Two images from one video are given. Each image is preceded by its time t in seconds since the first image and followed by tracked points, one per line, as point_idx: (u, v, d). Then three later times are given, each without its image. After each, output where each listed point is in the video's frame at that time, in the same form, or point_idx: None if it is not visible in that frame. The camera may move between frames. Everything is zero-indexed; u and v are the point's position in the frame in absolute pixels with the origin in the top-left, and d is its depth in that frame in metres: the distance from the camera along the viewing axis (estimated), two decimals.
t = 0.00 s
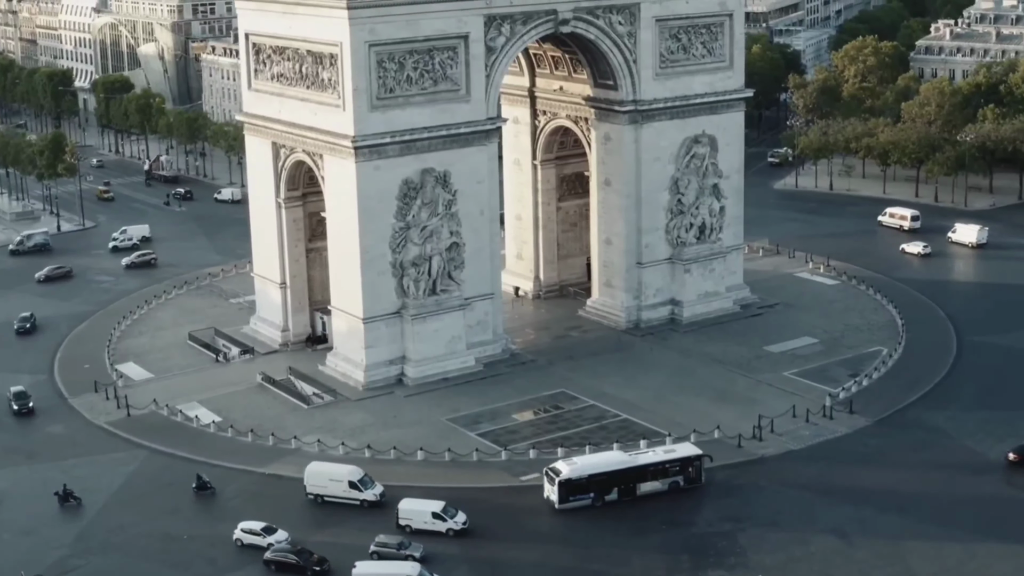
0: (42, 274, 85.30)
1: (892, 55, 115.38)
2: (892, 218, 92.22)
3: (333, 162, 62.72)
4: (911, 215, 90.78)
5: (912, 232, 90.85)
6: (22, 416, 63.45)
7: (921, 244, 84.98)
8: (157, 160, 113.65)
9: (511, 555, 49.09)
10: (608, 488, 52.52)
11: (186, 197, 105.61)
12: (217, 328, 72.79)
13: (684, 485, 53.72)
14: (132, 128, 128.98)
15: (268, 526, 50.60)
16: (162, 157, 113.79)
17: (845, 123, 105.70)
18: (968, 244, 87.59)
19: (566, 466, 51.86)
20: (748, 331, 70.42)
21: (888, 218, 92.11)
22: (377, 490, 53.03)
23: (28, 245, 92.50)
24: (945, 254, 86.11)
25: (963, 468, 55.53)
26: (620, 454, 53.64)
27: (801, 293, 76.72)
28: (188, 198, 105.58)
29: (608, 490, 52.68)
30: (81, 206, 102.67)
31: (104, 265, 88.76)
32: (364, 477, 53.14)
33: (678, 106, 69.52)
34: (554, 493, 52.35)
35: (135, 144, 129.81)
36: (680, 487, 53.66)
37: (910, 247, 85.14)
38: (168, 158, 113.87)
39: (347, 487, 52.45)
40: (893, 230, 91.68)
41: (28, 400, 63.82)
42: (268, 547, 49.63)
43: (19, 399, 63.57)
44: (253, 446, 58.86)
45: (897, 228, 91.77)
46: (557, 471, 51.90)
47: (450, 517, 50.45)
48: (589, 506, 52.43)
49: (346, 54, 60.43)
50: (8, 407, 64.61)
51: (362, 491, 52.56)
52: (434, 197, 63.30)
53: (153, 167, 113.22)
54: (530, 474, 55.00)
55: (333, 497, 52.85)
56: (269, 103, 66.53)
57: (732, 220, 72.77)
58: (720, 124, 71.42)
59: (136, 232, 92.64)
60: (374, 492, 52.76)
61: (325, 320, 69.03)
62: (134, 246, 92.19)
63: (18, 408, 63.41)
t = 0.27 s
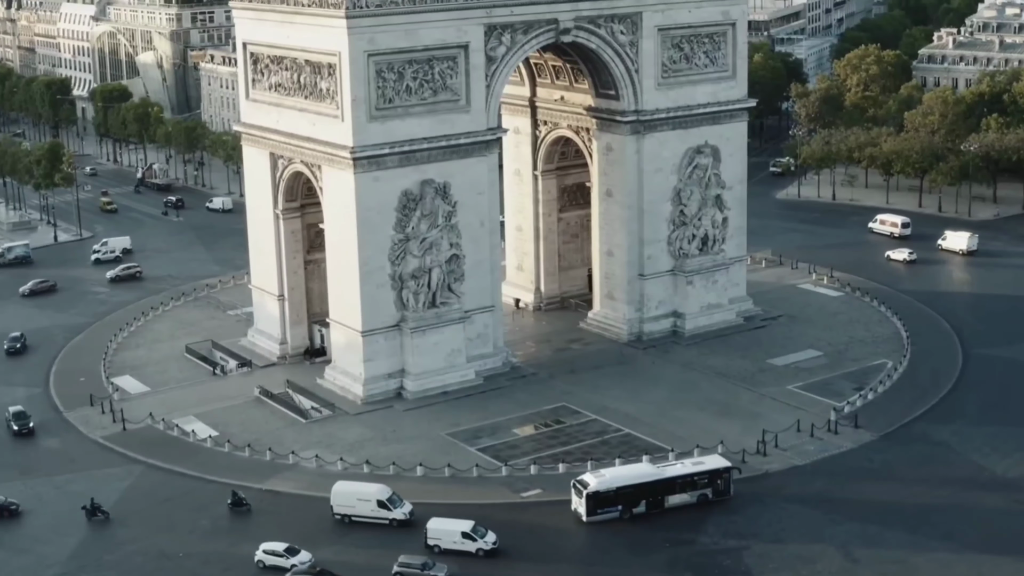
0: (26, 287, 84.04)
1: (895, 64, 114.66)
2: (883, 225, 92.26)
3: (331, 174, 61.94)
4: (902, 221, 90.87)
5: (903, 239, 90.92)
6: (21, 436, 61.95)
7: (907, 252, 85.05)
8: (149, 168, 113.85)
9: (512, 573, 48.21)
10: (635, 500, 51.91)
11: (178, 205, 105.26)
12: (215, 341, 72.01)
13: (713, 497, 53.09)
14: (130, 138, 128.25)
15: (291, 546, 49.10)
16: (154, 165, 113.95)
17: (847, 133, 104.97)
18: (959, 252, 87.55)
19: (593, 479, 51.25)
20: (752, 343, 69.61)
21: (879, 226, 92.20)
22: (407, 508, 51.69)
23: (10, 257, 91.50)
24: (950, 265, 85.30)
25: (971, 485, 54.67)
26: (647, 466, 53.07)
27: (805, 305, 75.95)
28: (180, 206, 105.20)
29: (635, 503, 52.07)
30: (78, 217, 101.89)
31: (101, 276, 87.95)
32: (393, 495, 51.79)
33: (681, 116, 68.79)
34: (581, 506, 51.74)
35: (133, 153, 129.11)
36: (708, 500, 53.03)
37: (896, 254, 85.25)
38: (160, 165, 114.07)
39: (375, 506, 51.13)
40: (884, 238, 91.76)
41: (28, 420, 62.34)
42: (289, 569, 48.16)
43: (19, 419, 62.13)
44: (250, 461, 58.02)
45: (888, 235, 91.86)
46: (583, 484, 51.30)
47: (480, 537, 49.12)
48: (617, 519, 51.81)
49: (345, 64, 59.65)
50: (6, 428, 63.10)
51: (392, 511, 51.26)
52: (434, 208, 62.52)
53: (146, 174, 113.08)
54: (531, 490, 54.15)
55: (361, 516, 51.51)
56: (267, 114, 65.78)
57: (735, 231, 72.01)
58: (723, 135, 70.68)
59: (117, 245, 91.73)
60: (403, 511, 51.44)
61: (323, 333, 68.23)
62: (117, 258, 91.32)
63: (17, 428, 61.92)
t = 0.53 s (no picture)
0: (12, 299, 82.94)
1: (897, 71, 114.09)
2: (875, 230, 92.38)
3: (329, 182, 61.32)
4: (894, 227, 90.96)
5: (895, 244, 91.14)
6: (22, 453, 60.78)
7: (894, 257, 85.23)
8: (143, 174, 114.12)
9: None
10: (658, 509, 51.52)
11: (171, 211, 105.09)
12: (213, 350, 71.43)
13: (735, 507, 52.73)
14: (128, 145, 127.71)
15: (308, 563, 47.73)
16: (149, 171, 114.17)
17: (849, 140, 104.40)
18: (950, 257, 87.63)
19: (616, 488, 50.82)
20: (754, 354, 69.00)
21: (871, 231, 92.44)
22: (430, 523, 50.95)
23: None
24: (953, 273, 84.67)
25: (976, 497, 53.99)
26: (670, 475, 52.66)
27: (807, 314, 75.37)
28: (173, 211, 105.02)
29: (658, 512, 51.65)
30: (76, 224, 101.29)
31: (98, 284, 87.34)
32: (416, 510, 51.01)
33: (682, 124, 68.22)
34: (603, 514, 51.31)
35: (132, 160, 128.58)
36: (730, 509, 52.67)
37: (883, 259, 85.44)
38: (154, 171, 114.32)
39: (400, 521, 50.22)
40: (876, 243, 91.98)
41: (28, 436, 61.18)
42: None
43: (20, 434, 60.97)
44: (247, 473, 57.35)
45: (881, 241, 91.98)
46: (606, 493, 50.87)
47: (504, 552, 48.21)
48: (639, 528, 51.40)
49: (344, 71, 59.01)
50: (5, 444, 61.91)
51: (416, 525, 50.48)
52: (433, 217, 61.91)
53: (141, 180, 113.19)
54: (531, 503, 53.50)
55: (384, 531, 50.54)
56: (265, 121, 65.19)
57: (737, 239, 71.43)
58: (725, 143, 70.10)
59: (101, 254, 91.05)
60: (426, 526, 50.71)
61: (322, 342, 67.63)
62: (102, 267, 90.67)
63: (18, 444, 60.75)
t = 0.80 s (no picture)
0: None
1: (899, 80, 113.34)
2: (867, 237, 92.70)
3: (327, 194, 60.56)
4: (884, 234, 91.22)
5: (886, 251, 91.30)
6: (22, 474, 59.22)
7: (879, 264, 85.39)
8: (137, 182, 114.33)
9: None
10: (686, 522, 50.90)
11: (161, 217, 105.64)
12: (210, 363, 70.64)
13: (764, 519, 52.06)
14: (126, 154, 127.06)
15: None
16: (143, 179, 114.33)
17: (851, 150, 103.69)
18: (939, 265, 87.62)
19: (645, 500, 50.18)
20: (757, 367, 68.21)
21: (862, 238, 92.67)
22: (463, 542, 49.86)
23: None
24: (957, 284, 83.89)
25: (984, 513, 53.13)
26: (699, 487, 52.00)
27: (811, 326, 74.61)
28: (163, 218, 105.50)
29: (686, 524, 51.04)
30: (73, 235, 100.57)
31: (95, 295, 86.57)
32: (448, 530, 49.98)
33: (684, 134, 67.48)
34: (631, 527, 50.69)
35: (130, 169, 127.89)
36: (759, 522, 52.01)
37: (867, 266, 85.69)
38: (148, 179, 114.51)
39: (430, 540, 49.26)
40: (868, 250, 92.18)
41: (28, 456, 59.59)
42: None
43: (20, 455, 59.45)
44: (243, 488, 56.51)
45: (872, 248, 92.30)
46: (635, 505, 50.24)
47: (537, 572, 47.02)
48: (667, 540, 50.79)
49: (342, 81, 58.25)
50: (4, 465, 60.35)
51: (447, 544, 49.46)
52: (433, 229, 61.14)
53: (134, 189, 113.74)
54: (532, 520, 52.62)
55: (416, 552, 49.52)
56: (263, 132, 64.44)
57: (740, 250, 70.65)
58: (727, 153, 69.35)
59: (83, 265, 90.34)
60: (459, 545, 49.65)
61: (320, 355, 66.83)
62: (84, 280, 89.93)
63: (18, 465, 59.17)
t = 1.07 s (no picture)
0: None
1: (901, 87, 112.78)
2: (859, 243, 92.84)
3: (325, 202, 59.96)
4: (875, 240, 91.41)
5: (878, 257, 91.54)
6: (24, 491, 57.85)
7: (865, 270, 85.54)
8: (131, 189, 114.52)
9: None
10: (710, 531, 50.54)
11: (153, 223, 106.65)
12: (207, 373, 70.01)
13: (787, 528, 51.66)
14: (125, 162, 126.52)
15: None
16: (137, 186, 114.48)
17: (853, 157, 103.15)
18: (929, 270, 87.86)
19: (667, 510, 49.84)
20: (759, 377, 67.59)
21: (854, 244, 92.92)
22: (489, 557, 48.97)
23: None
24: (960, 293, 83.28)
25: (990, 526, 52.46)
26: (722, 496, 51.67)
27: (813, 336, 74.02)
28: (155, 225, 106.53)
29: (710, 534, 50.68)
30: (70, 243, 99.98)
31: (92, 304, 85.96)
32: (473, 544, 49.08)
33: (686, 142, 66.91)
34: (655, 537, 50.33)
35: (128, 176, 127.31)
36: (782, 531, 51.61)
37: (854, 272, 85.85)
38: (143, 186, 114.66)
39: (457, 555, 48.36)
40: (860, 256, 92.41)
41: (29, 473, 58.22)
42: None
43: (20, 472, 58.05)
44: (240, 501, 55.84)
45: (864, 253, 92.48)
46: (658, 515, 49.89)
47: None
48: (690, 550, 50.41)
49: (341, 89, 57.66)
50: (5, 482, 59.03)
51: (475, 559, 48.57)
52: (432, 239, 60.53)
53: (127, 195, 114.45)
54: (532, 533, 51.92)
55: (443, 567, 48.61)
56: (261, 140, 63.87)
57: (743, 259, 70.04)
58: (730, 162, 68.77)
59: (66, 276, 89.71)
60: (486, 560, 48.82)
61: (318, 365, 66.20)
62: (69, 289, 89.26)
63: (19, 482, 57.82)
